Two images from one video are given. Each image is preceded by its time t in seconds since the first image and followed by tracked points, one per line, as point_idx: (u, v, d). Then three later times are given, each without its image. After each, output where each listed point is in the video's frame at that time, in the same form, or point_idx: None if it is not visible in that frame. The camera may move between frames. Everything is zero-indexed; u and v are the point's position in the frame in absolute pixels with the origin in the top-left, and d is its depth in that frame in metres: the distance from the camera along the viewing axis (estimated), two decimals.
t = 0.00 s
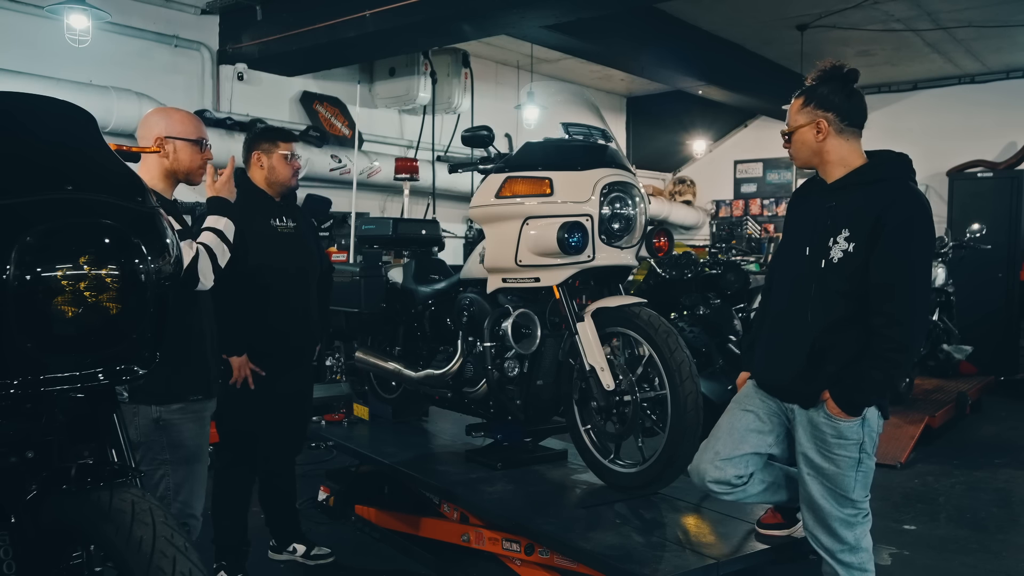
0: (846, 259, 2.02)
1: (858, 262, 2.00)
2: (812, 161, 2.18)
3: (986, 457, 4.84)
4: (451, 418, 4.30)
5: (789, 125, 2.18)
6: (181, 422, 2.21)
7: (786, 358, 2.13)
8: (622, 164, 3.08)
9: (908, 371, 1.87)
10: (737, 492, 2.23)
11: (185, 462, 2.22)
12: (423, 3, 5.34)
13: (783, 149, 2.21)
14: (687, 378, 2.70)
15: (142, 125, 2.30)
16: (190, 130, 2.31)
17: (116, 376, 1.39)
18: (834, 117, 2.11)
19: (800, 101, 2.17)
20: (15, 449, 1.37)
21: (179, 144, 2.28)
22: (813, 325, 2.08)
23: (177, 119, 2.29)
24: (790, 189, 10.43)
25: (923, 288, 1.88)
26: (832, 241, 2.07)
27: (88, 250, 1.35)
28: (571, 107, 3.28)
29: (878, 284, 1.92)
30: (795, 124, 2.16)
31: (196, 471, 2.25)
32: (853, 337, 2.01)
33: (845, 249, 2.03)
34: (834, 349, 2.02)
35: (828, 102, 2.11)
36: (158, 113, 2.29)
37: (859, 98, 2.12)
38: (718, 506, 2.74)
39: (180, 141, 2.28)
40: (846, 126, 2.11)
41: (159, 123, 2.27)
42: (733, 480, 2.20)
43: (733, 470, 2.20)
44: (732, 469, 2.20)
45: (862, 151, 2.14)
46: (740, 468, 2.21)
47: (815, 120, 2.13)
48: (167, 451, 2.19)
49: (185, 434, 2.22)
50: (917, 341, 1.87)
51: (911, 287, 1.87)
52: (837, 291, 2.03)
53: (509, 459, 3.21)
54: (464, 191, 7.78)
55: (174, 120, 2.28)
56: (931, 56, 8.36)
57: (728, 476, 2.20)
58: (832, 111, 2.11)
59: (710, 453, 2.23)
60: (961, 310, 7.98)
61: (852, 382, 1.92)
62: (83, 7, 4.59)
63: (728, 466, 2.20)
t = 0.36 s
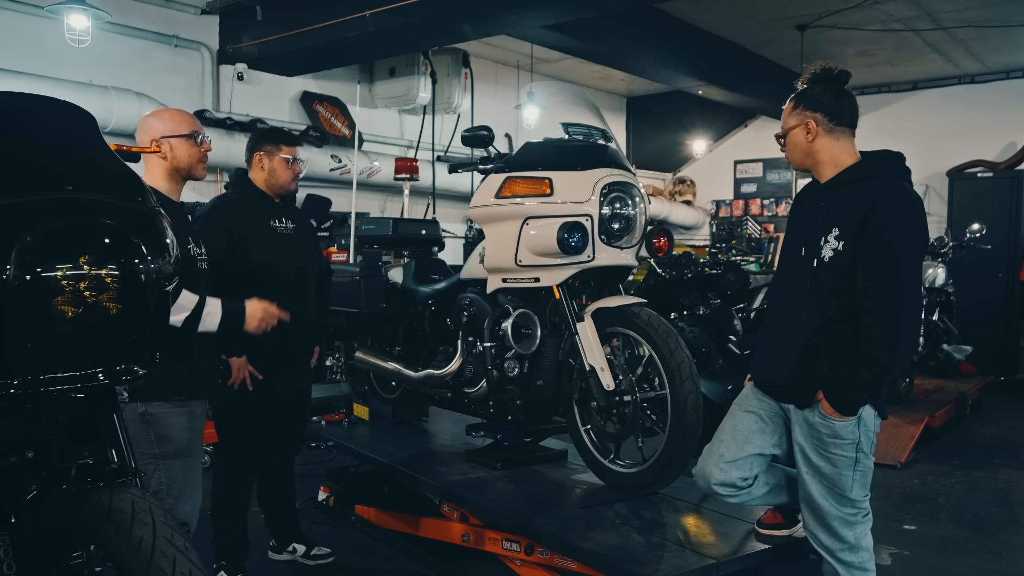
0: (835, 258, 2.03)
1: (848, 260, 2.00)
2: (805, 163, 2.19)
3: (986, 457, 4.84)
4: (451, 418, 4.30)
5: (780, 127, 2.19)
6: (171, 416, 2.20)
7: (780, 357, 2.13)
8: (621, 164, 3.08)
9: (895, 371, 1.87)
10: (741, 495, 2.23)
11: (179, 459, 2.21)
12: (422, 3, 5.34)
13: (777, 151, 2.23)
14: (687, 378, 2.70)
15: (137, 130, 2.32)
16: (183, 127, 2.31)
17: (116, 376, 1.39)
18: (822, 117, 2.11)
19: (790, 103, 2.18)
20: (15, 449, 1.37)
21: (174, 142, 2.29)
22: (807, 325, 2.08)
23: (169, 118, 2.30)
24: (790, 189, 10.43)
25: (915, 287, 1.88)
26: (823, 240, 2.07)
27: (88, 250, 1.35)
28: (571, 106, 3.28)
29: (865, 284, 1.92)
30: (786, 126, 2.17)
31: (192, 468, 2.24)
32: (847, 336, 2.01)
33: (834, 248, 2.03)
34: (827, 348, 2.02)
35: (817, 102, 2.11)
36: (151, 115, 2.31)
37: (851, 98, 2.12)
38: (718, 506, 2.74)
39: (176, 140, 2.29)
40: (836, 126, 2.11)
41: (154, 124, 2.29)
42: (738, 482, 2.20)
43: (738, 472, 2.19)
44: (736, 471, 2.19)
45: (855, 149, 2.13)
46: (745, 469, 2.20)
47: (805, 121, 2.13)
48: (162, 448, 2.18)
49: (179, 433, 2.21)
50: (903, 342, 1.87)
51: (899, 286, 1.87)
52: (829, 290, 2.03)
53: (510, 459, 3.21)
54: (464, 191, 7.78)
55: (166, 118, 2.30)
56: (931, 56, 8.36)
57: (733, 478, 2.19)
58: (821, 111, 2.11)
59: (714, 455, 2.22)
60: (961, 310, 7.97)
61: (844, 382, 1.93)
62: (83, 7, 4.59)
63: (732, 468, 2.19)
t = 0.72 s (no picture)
0: (833, 258, 2.02)
1: (845, 261, 2.00)
2: (804, 164, 2.19)
3: (986, 457, 4.84)
4: (451, 418, 4.30)
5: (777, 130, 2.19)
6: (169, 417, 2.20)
7: (778, 358, 2.13)
8: (621, 164, 3.08)
9: (894, 370, 1.88)
10: (753, 499, 2.22)
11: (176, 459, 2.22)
12: (423, 3, 5.34)
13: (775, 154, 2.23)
14: (687, 378, 2.70)
15: (137, 129, 2.31)
16: (185, 129, 2.32)
17: (116, 376, 1.39)
18: (820, 118, 2.11)
19: (786, 105, 2.18)
20: (15, 450, 1.37)
21: (176, 143, 2.29)
22: (805, 325, 2.08)
23: (172, 119, 2.30)
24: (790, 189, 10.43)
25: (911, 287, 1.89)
26: (822, 240, 2.07)
27: (88, 250, 1.36)
28: (571, 107, 3.28)
29: (862, 284, 1.92)
30: (783, 128, 2.18)
31: (188, 469, 2.25)
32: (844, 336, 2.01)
33: (833, 249, 2.03)
34: (827, 349, 2.02)
35: (814, 103, 2.11)
36: (151, 115, 2.30)
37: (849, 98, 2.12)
38: (718, 506, 2.73)
39: (178, 141, 2.29)
40: (833, 126, 2.11)
41: (156, 124, 2.28)
42: (750, 487, 2.19)
43: (750, 476, 2.19)
44: (748, 475, 2.19)
45: (853, 149, 2.13)
46: (756, 473, 2.20)
47: (802, 123, 2.13)
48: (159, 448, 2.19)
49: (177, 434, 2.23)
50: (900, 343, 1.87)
51: (896, 287, 1.87)
52: (828, 290, 2.03)
53: (509, 459, 3.21)
54: (464, 191, 7.79)
55: (170, 119, 2.30)
56: (932, 56, 8.36)
57: (745, 483, 2.19)
58: (818, 112, 2.11)
59: (725, 460, 2.22)
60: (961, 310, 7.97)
61: (842, 383, 1.93)
62: (83, 7, 4.59)
63: (744, 472, 2.19)
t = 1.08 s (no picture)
0: (842, 259, 2.02)
1: (854, 261, 2.00)
2: (805, 165, 2.18)
3: (986, 457, 4.84)
4: (451, 418, 4.30)
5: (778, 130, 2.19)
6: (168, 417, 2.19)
7: (783, 359, 2.13)
8: (622, 164, 3.08)
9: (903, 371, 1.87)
10: (750, 503, 2.23)
11: (169, 458, 2.23)
12: (423, 3, 5.34)
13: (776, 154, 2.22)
14: (687, 378, 2.70)
15: (138, 127, 2.30)
16: (187, 132, 2.32)
17: (116, 376, 1.39)
18: (823, 118, 2.11)
19: (788, 106, 2.17)
20: (15, 450, 1.37)
21: (176, 145, 2.29)
22: (811, 326, 2.08)
23: (175, 121, 2.30)
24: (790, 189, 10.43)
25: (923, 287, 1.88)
26: (829, 241, 2.07)
27: (88, 250, 1.36)
28: (571, 107, 3.28)
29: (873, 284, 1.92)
30: (785, 128, 2.17)
31: (182, 468, 2.27)
32: (848, 337, 2.01)
33: (841, 250, 2.02)
34: (833, 349, 2.02)
35: (816, 104, 2.11)
36: (154, 115, 2.31)
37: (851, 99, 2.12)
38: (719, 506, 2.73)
39: (178, 144, 2.29)
40: (835, 126, 2.12)
41: (159, 124, 2.29)
42: (747, 491, 2.20)
43: (746, 481, 2.19)
44: (745, 480, 2.19)
45: (855, 149, 2.13)
46: (753, 478, 2.20)
47: (805, 123, 2.13)
48: (159, 444, 2.21)
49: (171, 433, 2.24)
50: (913, 342, 1.87)
51: (909, 287, 1.87)
52: (835, 291, 2.03)
53: (510, 460, 3.21)
54: (464, 191, 7.78)
55: (173, 121, 2.30)
56: (932, 56, 8.36)
57: (743, 488, 2.19)
58: (820, 112, 2.11)
59: (722, 464, 2.21)
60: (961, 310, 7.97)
61: (854, 382, 1.93)
62: (83, 7, 4.59)
63: (742, 477, 2.19)
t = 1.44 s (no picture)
0: (843, 259, 2.02)
1: (855, 261, 2.00)
2: (805, 165, 2.18)
3: (986, 457, 4.84)
4: (451, 418, 4.30)
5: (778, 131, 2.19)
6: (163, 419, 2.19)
7: (783, 360, 2.13)
8: (622, 164, 3.08)
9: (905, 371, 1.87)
10: (753, 504, 2.22)
11: (164, 458, 2.22)
12: (423, 3, 5.34)
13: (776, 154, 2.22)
14: (687, 378, 2.70)
15: (137, 125, 2.30)
16: (185, 132, 2.32)
17: (116, 376, 1.39)
18: (823, 119, 2.11)
19: (788, 106, 2.17)
20: (14, 449, 1.37)
21: (174, 145, 2.29)
22: (812, 326, 2.07)
23: (173, 121, 2.30)
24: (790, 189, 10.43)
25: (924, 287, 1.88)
26: (830, 241, 2.07)
27: (88, 250, 1.35)
28: (571, 107, 3.28)
29: (875, 284, 1.92)
30: (785, 129, 2.17)
31: (178, 468, 2.25)
32: (849, 337, 2.01)
33: (842, 250, 2.03)
34: (835, 350, 2.02)
35: (816, 104, 2.11)
36: (153, 113, 2.30)
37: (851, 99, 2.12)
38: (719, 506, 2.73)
39: (176, 144, 2.29)
40: (836, 127, 2.12)
41: (157, 124, 2.28)
42: (750, 492, 2.19)
43: (750, 482, 2.19)
44: (749, 481, 2.19)
45: (855, 149, 2.13)
46: (757, 479, 2.20)
47: (805, 123, 2.13)
48: (157, 444, 2.20)
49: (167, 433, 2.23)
50: (915, 341, 1.87)
51: (910, 287, 1.87)
52: (836, 291, 2.03)
53: (510, 460, 3.21)
54: (464, 191, 7.79)
55: (170, 121, 2.30)
56: (932, 56, 8.36)
57: (746, 488, 2.18)
58: (821, 112, 2.11)
59: (725, 465, 2.21)
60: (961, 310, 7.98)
61: (854, 382, 1.93)
62: (83, 7, 4.59)
63: (745, 478, 2.19)
